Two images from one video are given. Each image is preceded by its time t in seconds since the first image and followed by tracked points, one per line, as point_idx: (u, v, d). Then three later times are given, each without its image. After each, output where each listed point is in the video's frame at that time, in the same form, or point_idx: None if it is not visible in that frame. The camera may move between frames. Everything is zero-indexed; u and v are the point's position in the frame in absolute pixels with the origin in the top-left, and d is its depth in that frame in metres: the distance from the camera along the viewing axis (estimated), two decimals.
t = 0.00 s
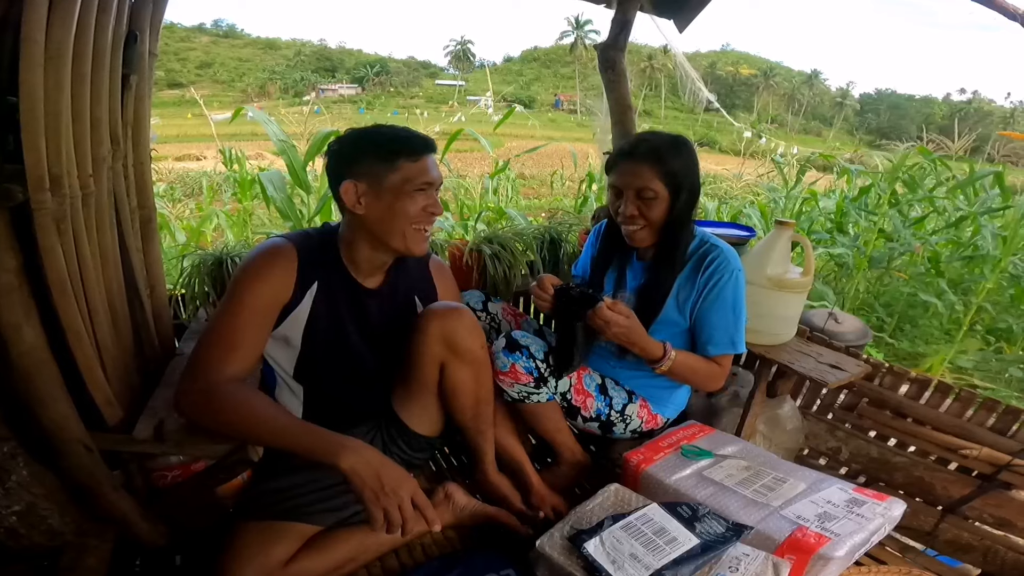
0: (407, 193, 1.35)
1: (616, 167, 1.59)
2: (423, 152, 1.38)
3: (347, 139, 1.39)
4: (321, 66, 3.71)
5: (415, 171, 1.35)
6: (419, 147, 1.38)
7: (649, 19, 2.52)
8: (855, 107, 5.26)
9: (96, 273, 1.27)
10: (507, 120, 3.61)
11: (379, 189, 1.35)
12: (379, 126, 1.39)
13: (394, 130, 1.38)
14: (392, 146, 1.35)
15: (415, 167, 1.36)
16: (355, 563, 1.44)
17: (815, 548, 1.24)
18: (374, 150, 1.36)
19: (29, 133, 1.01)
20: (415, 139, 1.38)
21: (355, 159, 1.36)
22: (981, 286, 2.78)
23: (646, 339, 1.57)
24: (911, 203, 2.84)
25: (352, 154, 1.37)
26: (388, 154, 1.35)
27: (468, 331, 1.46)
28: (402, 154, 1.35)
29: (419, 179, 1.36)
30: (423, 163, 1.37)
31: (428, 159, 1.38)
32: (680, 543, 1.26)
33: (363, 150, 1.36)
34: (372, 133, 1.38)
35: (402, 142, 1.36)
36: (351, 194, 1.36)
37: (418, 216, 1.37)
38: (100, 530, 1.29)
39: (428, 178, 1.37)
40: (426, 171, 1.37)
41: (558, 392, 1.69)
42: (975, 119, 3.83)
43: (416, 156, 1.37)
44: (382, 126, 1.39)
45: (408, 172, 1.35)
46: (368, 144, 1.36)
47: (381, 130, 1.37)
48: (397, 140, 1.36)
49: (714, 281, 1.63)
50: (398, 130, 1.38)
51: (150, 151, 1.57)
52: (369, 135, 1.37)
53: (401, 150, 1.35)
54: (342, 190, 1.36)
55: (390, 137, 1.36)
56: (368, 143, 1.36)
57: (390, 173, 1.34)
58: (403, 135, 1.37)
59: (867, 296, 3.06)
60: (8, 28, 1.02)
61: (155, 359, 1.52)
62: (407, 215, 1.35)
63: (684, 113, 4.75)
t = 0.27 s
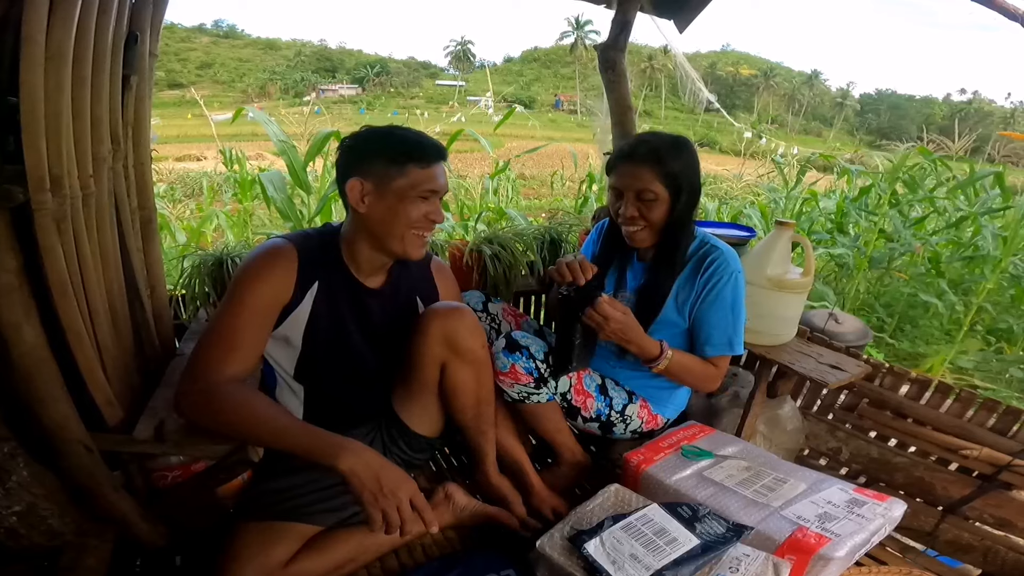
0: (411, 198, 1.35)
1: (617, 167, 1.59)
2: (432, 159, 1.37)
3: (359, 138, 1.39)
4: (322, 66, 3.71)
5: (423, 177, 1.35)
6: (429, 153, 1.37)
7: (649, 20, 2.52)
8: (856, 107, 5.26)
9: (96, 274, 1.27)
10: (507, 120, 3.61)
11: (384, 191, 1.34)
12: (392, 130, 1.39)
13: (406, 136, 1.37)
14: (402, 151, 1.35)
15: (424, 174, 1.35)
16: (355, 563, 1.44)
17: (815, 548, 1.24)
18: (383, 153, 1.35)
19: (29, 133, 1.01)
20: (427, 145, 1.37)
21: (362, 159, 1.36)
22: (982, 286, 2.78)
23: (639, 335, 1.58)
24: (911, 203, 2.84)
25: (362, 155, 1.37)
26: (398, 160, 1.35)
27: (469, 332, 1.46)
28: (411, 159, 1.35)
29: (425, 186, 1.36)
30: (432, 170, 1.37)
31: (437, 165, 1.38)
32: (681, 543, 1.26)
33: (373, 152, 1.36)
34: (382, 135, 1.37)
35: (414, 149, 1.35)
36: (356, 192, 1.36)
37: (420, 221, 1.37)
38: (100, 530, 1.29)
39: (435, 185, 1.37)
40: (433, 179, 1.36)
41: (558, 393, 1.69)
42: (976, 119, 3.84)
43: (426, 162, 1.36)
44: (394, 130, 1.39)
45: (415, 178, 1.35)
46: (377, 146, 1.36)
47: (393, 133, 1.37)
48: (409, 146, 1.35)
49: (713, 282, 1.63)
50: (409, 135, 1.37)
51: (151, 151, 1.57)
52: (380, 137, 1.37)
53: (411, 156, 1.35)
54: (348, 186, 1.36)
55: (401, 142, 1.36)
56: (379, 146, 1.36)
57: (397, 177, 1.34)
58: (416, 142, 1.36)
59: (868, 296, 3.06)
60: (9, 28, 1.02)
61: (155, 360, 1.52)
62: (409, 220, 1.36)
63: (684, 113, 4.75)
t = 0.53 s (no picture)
0: (413, 200, 1.35)
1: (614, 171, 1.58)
2: (434, 161, 1.38)
3: (361, 139, 1.39)
4: (321, 67, 3.71)
5: (425, 179, 1.35)
6: (430, 155, 1.37)
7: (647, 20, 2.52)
8: (854, 108, 5.27)
9: (95, 275, 1.27)
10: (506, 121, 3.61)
11: (386, 194, 1.35)
12: (394, 131, 1.39)
13: (408, 138, 1.37)
14: (405, 153, 1.35)
15: (426, 176, 1.36)
16: (355, 564, 1.44)
17: (815, 549, 1.24)
18: (385, 155, 1.35)
19: (27, 135, 1.01)
20: (429, 147, 1.37)
21: (363, 162, 1.36)
22: (981, 286, 2.78)
23: (643, 337, 1.57)
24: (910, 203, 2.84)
25: (364, 157, 1.37)
26: (400, 161, 1.35)
27: (470, 334, 1.46)
28: (413, 160, 1.35)
29: (426, 188, 1.36)
30: (434, 172, 1.37)
31: (438, 167, 1.38)
32: (680, 543, 1.26)
33: (375, 154, 1.36)
34: (385, 136, 1.37)
35: (415, 151, 1.35)
36: (358, 194, 1.36)
37: (422, 224, 1.37)
38: (100, 531, 1.29)
39: (437, 188, 1.37)
40: (435, 180, 1.36)
41: (558, 394, 1.69)
42: (974, 119, 3.84)
43: (428, 164, 1.36)
44: (396, 131, 1.39)
45: (418, 180, 1.35)
46: (378, 147, 1.36)
47: (393, 134, 1.37)
48: (411, 147, 1.35)
49: (713, 283, 1.63)
50: (412, 136, 1.37)
51: (149, 152, 1.57)
52: (382, 139, 1.37)
53: (413, 157, 1.35)
54: (351, 189, 1.36)
55: (403, 144, 1.36)
56: (381, 148, 1.36)
57: (399, 179, 1.34)
58: (418, 144, 1.36)
59: (867, 297, 3.06)
60: (7, 29, 1.02)
61: (155, 361, 1.52)
62: (411, 223, 1.36)
63: (683, 114, 4.75)
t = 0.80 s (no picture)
0: (411, 202, 1.35)
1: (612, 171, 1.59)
2: (432, 163, 1.38)
3: (359, 140, 1.39)
4: (320, 68, 3.71)
5: (423, 181, 1.36)
6: (429, 157, 1.37)
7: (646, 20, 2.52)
8: (853, 108, 5.28)
9: (94, 276, 1.27)
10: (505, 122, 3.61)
11: (384, 195, 1.35)
12: (391, 132, 1.39)
13: (406, 139, 1.37)
14: (403, 155, 1.35)
15: (424, 178, 1.36)
16: (354, 565, 1.44)
17: (814, 549, 1.24)
18: (383, 157, 1.35)
19: (26, 136, 1.01)
20: (427, 148, 1.38)
21: (362, 163, 1.36)
22: (979, 286, 2.78)
23: (640, 337, 1.57)
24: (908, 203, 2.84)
25: (362, 158, 1.37)
26: (398, 163, 1.35)
27: (470, 334, 1.46)
28: (412, 162, 1.35)
29: (424, 190, 1.36)
30: (432, 173, 1.37)
31: (436, 168, 1.39)
32: (679, 544, 1.27)
33: (373, 155, 1.36)
34: (384, 137, 1.37)
35: (413, 152, 1.36)
36: (356, 195, 1.36)
37: (421, 225, 1.38)
38: (99, 533, 1.29)
39: (435, 189, 1.37)
40: (433, 182, 1.37)
41: (558, 395, 1.69)
42: (972, 119, 3.85)
43: (426, 165, 1.37)
44: (394, 132, 1.39)
45: (416, 182, 1.35)
46: (375, 148, 1.36)
47: (391, 136, 1.37)
48: (409, 148, 1.36)
49: (710, 283, 1.63)
50: (410, 138, 1.37)
51: (148, 153, 1.57)
52: (380, 140, 1.37)
53: (411, 159, 1.35)
54: (348, 191, 1.36)
55: (402, 145, 1.36)
56: (379, 150, 1.36)
57: (397, 181, 1.34)
58: (416, 145, 1.36)
59: (866, 297, 3.06)
60: (5, 31, 1.01)
61: (154, 362, 1.52)
62: (410, 225, 1.36)
63: (682, 114, 4.75)
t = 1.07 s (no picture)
0: (414, 203, 1.35)
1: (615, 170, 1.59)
2: (436, 163, 1.38)
3: (362, 140, 1.39)
4: (321, 68, 3.71)
5: (426, 182, 1.36)
6: (432, 157, 1.37)
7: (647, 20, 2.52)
8: (854, 108, 5.28)
9: (96, 275, 1.27)
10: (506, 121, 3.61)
11: (387, 195, 1.35)
12: (394, 132, 1.39)
13: (409, 138, 1.37)
14: (407, 156, 1.35)
15: (428, 178, 1.36)
16: (354, 564, 1.44)
17: (815, 549, 1.24)
18: (388, 158, 1.36)
19: (28, 135, 1.01)
20: (430, 149, 1.38)
21: (366, 163, 1.36)
22: (981, 286, 2.78)
23: (642, 327, 1.57)
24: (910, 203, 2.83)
25: (366, 158, 1.37)
26: (401, 164, 1.35)
27: (471, 335, 1.46)
28: (415, 162, 1.35)
29: (427, 191, 1.36)
30: (435, 174, 1.37)
31: (439, 169, 1.39)
32: (679, 543, 1.26)
33: (377, 156, 1.36)
34: (387, 137, 1.37)
35: (416, 152, 1.36)
36: (361, 197, 1.36)
37: (424, 227, 1.38)
38: (100, 532, 1.29)
39: (438, 190, 1.37)
40: (436, 183, 1.37)
41: (559, 395, 1.69)
42: (974, 119, 3.84)
43: (429, 166, 1.37)
44: (397, 132, 1.39)
45: (420, 183, 1.35)
46: (378, 148, 1.37)
47: (395, 136, 1.37)
48: (412, 149, 1.36)
49: (710, 281, 1.63)
50: (414, 138, 1.37)
51: (150, 153, 1.57)
52: (384, 140, 1.37)
53: (415, 159, 1.35)
54: (353, 192, 1.36)
55: (405, 145, 1.36)
56: (383, 150, 1.36)
57: (402, 182, 1.34)
58: (420, 145, 1.37)
59: (867, 297, 3.06)
60: (8, 29, 1.01)
61: (155, 362, 1.52)
62: (414, 226, 1.36)
63: (683, 114, 4.75)
